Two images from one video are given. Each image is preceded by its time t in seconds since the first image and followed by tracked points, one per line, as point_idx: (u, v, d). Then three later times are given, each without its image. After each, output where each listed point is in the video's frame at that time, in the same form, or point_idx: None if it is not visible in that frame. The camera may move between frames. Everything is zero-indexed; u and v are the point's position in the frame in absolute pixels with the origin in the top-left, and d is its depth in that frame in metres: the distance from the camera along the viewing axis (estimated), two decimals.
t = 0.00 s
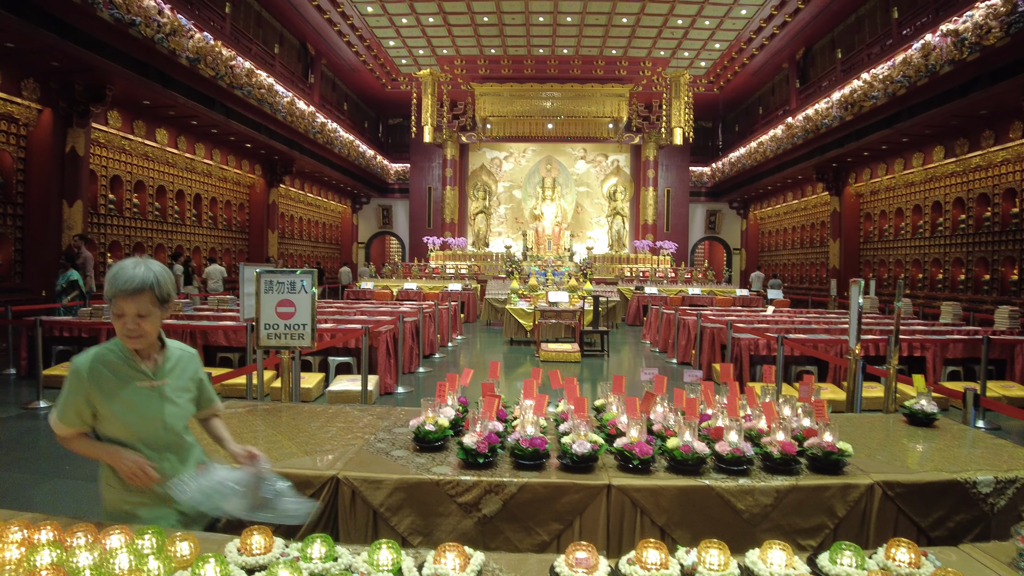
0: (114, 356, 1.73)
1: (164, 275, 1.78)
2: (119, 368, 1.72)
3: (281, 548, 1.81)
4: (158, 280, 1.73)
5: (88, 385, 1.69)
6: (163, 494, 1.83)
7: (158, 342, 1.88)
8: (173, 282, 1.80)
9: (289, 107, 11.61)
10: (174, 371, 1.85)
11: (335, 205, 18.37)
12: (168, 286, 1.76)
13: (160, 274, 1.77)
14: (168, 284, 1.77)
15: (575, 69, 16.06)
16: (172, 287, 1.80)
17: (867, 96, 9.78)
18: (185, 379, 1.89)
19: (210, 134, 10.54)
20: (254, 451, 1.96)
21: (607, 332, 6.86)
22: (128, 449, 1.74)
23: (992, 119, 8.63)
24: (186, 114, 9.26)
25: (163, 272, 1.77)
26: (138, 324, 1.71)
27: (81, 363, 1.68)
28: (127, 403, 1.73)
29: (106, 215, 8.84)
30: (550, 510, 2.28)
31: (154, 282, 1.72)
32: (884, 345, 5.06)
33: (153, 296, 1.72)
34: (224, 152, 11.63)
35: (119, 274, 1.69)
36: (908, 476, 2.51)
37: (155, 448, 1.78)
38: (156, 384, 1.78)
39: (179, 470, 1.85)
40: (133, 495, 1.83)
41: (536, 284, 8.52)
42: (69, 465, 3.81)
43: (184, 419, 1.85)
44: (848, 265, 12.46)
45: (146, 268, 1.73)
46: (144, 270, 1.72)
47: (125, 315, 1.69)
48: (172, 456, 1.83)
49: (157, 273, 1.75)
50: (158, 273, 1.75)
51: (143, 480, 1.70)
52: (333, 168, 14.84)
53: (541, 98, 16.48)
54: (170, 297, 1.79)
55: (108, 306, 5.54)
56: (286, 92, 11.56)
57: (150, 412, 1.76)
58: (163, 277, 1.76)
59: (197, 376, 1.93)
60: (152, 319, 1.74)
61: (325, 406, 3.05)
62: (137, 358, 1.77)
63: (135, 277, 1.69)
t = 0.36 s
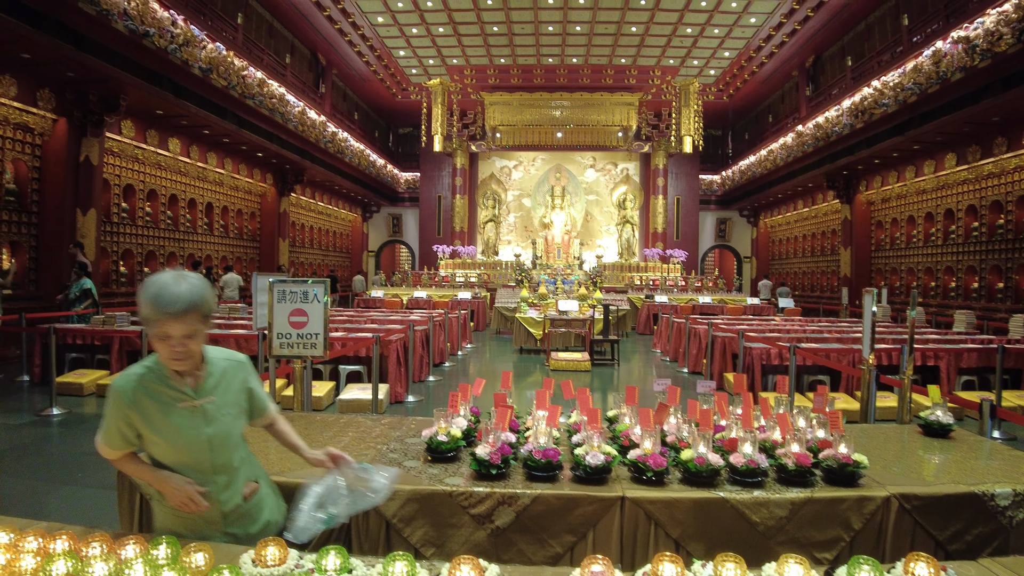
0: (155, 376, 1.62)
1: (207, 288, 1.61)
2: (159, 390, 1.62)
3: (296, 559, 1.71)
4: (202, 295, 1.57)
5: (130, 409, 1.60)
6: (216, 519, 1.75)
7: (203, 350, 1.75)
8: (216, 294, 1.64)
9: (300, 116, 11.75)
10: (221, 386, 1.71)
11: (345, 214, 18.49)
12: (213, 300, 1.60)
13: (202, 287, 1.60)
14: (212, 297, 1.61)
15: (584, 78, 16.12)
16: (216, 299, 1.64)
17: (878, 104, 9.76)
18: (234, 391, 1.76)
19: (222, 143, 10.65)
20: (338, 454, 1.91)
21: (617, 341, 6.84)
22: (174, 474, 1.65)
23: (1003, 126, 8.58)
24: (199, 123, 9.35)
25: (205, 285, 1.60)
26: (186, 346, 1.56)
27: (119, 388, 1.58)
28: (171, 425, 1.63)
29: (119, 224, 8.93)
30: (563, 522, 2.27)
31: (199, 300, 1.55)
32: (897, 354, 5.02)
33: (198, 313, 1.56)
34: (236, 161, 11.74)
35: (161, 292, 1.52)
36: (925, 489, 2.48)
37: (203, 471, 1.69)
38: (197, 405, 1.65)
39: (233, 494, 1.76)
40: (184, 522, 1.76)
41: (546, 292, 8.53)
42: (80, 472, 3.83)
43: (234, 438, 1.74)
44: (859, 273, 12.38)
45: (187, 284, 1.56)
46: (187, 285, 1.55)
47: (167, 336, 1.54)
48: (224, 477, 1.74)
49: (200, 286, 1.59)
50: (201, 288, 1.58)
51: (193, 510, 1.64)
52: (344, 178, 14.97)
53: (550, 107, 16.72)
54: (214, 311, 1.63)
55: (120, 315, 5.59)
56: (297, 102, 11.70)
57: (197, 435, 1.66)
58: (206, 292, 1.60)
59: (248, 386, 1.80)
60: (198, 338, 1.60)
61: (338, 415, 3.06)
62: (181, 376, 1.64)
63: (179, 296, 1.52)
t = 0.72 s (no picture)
0: (258, 387, 1.54)
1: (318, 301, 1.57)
2: (262, 401, 1.53)
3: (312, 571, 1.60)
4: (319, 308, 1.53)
5: (232, 420, 1.51)
6: (299, 536, 1.68)
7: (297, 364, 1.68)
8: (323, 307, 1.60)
9: (313, 125, 11.89)
10: (319, 401, 1.64)
11: (357, 223, 18.60)
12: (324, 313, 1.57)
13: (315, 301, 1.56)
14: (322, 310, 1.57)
15: (594, 87, 16.20)
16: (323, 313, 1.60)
17: (890, 111, 9.73)
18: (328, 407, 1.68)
19: (236, 152, 10.76)
20: (408, 461, 1.80)
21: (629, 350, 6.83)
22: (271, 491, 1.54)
23: (1017, 133, 8.51)
24: (213, 133, 9.45)
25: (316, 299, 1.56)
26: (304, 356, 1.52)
27: (224, 397, 1.50)
28: (270, 439, 1.54)
29: (133, 232, 9.03)
30: (578, 533, 2.26)
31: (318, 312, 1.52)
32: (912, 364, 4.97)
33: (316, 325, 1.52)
34: (249, 170, 11.85)
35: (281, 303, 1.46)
36: (944, 500, 2.44)
37: (296, 489, 1.58)
38: (297, 419, 1.57)
39: (321, 510, 1.66)
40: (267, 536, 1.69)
41: (557, 301, 8.54)
42: (94, 479, 3.85)
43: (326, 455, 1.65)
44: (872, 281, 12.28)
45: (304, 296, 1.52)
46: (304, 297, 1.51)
47: (284, 347, 1.49)
48: (314, 495, 1.63)
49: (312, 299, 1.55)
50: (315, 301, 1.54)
51: (298, 522, 1.47)
52: (356, 186, 15.09)
53: (562, 115, 17.11)
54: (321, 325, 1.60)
55: (134, 322, 5.64)
56: (310, 112, 11.84)
57: (295, 449, 1.57)
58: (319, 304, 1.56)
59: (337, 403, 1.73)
60: (306, 347, 1.56)
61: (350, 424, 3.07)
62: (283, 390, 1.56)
63: (301, 308, 1.48)
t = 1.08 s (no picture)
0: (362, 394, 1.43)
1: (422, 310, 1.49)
2: (364, 409, 1.41)
3: None
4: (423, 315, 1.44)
5: (332, 429, 1.38)
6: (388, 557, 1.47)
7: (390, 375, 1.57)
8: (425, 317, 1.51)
9: (326, 135, 12.02)
10: (417, 412, 1.51)
11: (370, 231, 18.70)
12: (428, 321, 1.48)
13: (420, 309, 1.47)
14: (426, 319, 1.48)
15: (606, 95, 16.23)
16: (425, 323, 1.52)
17: (904, 117, 9.66)
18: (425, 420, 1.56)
19: (250, 161, 10.87)
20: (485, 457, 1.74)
21: (642, 359, 6.79)
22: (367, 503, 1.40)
23: None
24: (228, 142, 9.55)
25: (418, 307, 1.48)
26: (409, 365, 1.41)
27: (324, 404, 1.37)
28: (369, 450, 1.40)
29: (148, 239, 9.13)
30: (594, 544, 2.24)
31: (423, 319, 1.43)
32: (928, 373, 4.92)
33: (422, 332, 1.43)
34: (263, 178, 11.97)
35: (388, 312, 1.37)
36: (965, 513, 2.39)
37: (391, 506, 1.45)
38: (397, 431, 1.44)
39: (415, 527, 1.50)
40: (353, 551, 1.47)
41: (569, 309, 8.53)
42: (108, 486, 3.87)
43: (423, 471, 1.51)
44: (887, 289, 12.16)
45: (408, 304, 1.43)
46: (409, 305, 1.42)
47: (391, 355, 1.39)
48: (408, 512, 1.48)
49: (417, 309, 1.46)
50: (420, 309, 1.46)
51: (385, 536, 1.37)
52: (368, 195, 15.20)
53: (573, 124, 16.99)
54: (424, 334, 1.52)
55: (149, 329, 5.70)
56: (324, 121, 11.96)
57: (394, 462, 1.44)
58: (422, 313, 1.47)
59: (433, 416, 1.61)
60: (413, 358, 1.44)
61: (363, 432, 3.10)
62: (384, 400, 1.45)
63: (409, 316, 1.39)
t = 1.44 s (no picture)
0: (424, 413, 1.42)
1: (480, 325, 1.43)
2: (424, 429, 1.40)
3: None
4: (476, 333, 1.38)
5: (391, 448, 1.39)
6: None
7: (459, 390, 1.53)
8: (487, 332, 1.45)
9: (341, 144, 12.17)
10: (482, 431, 1.46)
11: (384, 239, 18.79)
12: (485, 338, 1.41)
13: (476, 324, 1.42)
14: (485, 336, 1.42)
15: (619, 103, 16.26)
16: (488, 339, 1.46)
17: (920, 123, 9.58)
18: (497, 437, 1.50)
19: (265, 169, 10.98)
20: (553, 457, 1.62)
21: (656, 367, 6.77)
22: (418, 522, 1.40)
23: None
24: (243, 150, 9.65)
25: (476, 323, 1.42)
26: (461, 388, 1.36)
27: (382, 424, 1.38)
28: (428, 470, 1.40)
29: (165, 247, 9.24)
30: (612, 554, 2.22)
31: (475, 337, 1.37)
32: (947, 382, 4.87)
33: (475, 352, 1.37)
34: (278, 187, 12.10)
35: (435, 331, 1.35)
36: (989, 525, 2.33)
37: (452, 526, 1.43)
38: (459, 451, 1.41)
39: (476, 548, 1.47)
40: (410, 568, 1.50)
41: (582, 316, 8.52)
42: (127, 491, 3.91)
43: (491, 490, 1.47)
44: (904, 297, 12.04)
45: (460, 321, 1.38)
46: (460, 321, 1.38)
47: (441, 378, 1.36)
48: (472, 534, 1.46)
49: (472, 324, 1.41)
50: (475, 325, 1.40)
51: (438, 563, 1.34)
52: (382, 203, 15.31)
53: (587, 131, 17.30)
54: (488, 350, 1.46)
55: (165, 336, 5.75)
56: (338, 130, 12.10)
57: (453, 483, 1.41)
58: (479, 331, 1.41)
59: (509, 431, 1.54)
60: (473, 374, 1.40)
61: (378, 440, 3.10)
62: (444, 420, 1.42)
63: (457, 334, 1.34)
